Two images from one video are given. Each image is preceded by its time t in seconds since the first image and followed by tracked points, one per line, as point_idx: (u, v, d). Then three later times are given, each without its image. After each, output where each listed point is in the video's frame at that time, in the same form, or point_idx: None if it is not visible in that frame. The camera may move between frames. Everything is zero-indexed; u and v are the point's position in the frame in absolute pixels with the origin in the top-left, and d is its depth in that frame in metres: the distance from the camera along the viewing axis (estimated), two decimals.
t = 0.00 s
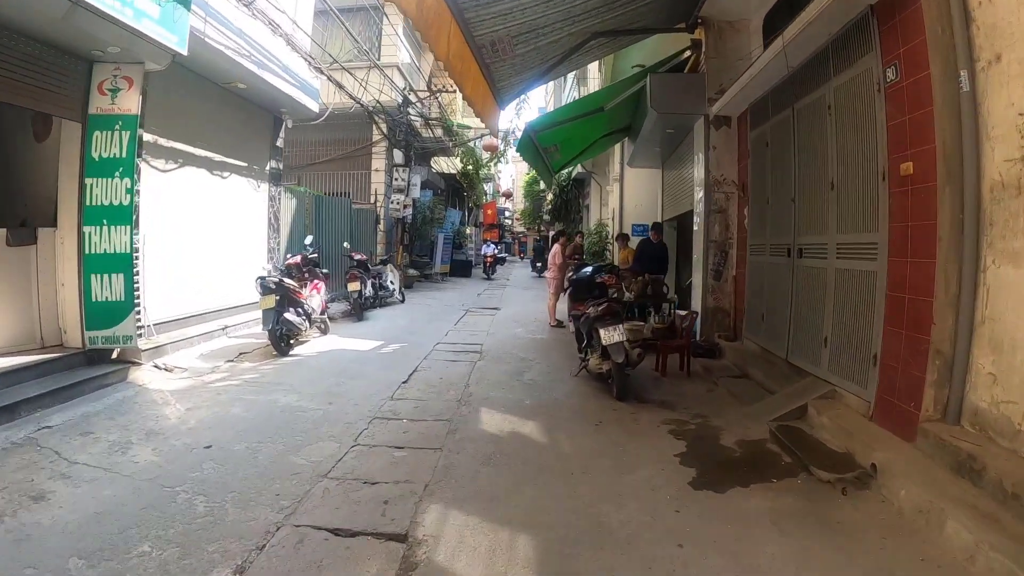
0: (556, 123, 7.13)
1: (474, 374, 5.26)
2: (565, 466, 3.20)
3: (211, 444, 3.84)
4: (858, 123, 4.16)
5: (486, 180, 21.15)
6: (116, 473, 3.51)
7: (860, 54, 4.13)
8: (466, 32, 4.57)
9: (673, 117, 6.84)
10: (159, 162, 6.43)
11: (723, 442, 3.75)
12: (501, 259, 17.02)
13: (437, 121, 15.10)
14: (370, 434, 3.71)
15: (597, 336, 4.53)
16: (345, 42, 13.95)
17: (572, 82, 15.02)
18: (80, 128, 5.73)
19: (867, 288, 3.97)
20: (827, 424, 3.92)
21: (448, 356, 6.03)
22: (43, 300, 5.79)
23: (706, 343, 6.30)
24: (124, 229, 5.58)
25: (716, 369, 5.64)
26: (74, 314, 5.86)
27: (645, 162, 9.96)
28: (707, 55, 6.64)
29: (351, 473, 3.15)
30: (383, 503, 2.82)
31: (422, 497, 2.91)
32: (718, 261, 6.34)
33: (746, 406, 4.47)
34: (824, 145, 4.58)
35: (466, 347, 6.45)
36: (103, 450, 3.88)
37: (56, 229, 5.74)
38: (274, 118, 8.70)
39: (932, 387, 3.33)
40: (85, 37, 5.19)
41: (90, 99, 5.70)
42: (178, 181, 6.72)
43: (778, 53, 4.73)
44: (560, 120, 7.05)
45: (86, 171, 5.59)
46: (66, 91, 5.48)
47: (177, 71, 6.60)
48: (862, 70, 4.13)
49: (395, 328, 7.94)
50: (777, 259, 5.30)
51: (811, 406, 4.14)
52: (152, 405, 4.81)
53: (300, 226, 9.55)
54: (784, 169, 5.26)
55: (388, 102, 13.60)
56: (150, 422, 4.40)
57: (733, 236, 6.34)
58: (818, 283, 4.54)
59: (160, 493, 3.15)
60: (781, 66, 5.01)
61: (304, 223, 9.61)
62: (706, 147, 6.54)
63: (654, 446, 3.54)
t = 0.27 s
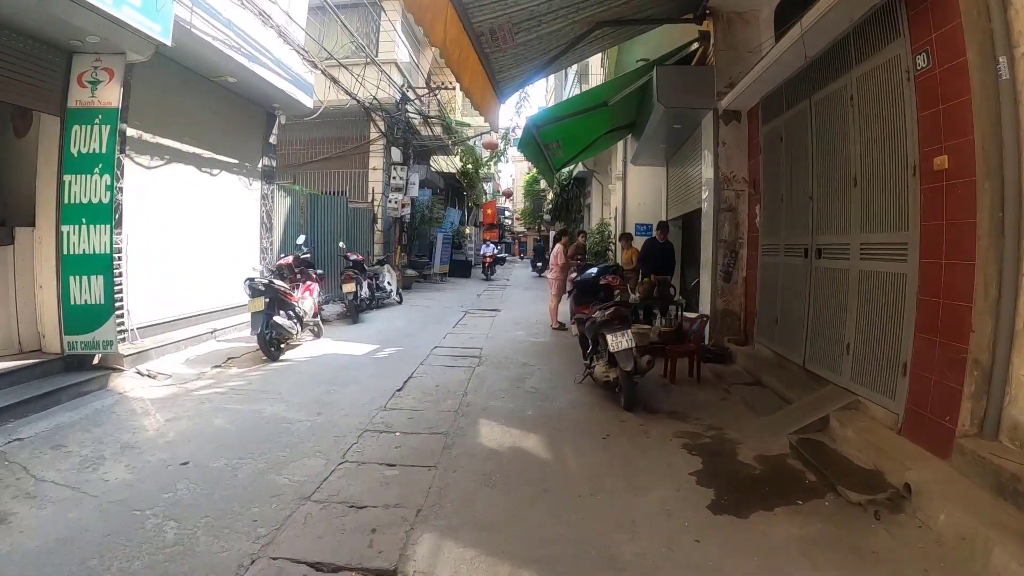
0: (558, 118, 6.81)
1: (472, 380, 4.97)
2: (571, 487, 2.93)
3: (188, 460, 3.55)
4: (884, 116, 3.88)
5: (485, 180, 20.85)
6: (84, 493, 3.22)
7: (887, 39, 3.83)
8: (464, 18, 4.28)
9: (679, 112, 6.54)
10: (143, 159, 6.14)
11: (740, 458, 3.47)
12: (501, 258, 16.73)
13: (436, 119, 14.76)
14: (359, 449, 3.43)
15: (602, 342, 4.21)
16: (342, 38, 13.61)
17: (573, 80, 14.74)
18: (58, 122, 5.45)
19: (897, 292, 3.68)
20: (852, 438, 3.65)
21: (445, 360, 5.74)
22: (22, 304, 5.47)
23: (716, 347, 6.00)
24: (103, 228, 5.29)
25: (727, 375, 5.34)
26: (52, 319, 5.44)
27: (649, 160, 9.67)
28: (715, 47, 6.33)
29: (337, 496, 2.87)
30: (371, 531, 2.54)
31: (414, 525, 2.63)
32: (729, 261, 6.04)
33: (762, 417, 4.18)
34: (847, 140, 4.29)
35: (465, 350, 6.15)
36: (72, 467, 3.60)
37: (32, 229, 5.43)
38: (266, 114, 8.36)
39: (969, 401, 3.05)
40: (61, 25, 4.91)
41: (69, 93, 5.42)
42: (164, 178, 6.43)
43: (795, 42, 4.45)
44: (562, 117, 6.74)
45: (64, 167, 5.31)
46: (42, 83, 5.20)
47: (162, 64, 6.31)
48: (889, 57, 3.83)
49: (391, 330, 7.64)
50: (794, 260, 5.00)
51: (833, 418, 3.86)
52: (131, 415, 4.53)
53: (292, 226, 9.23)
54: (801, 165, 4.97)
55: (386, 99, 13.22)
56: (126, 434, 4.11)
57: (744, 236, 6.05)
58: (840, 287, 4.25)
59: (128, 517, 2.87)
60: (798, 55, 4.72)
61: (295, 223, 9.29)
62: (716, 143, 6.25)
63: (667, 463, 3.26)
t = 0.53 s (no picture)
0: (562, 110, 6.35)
1: (469, 391, 4.55)
2: (584, 527, 2.51)
3: (147, 488, 3.13)
4: (929, 101, 3.46)
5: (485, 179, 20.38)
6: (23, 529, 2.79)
7: (932, 15, 3.40)
8: None
9: (691, 103, 6.08)
10: (118, 152, 5.72)
11: (772, 486, 3.06)
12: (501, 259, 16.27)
13: (435, 115, 14.28)
14: (339, 477, 3.01)
15: (613, 353, 3.76)
16: (337, 31, 13.14)
17: (575, 75, 14.31)
18: (22, 112, 5.04)
19: (948, 299, 3.26)
20: (896, 462, 3.23)
21: (440, 367, 5.31)
22: None
23: (732, 354, 5.57)
24: (68, 227, 4.85)
25: (746, 386, 4.92)
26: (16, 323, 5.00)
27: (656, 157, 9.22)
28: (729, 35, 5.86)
29: (311, 538, 2.45)
30: None
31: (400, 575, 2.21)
32: (745, 262, 5.62)
33: (790, 436, 3.76)
34: (885, 129, 3.87)
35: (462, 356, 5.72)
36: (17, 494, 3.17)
37: None
38: (254, 108, 7.91)
39: None
40: (19, 4, 4.47)
41: (34, 80, 5.00)
42: (141, 173, 6.00)
43: (825, 22, 4.03)
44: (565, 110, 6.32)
45: (28, 161, 4.90)
46: (3, 69, 4.79)
47: (137, 50, 5.87)
48: (935, 36, 3.39)
49: (384, 334, 7.21)
50: (821, 261, 4.58)
51: (872, 438, 3.44)
52: (94, 432, 4.10)
53: (281, 226, 8.77)
54: (829, 158, 4.54)
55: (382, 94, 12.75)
56: (84, 455, 3.69)
57: (762, 235, 5.62)
58: (879, 291, 3.83)
59: (66, 562, 2.45)
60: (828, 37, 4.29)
61: (284, 222, 8.82)
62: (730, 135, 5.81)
63: (691, 494, 2.84)
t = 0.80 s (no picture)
0: (565, 104, 6.04)
1: (467, 400, 4.28)
2: (593, 560, 2.24)
3: (115, 511, 2.86)
4: (965, 90, 3.19)
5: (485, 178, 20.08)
6: None
7: None
8: None
9: (699, 96, 5.78)
10: (99, 148, 5.44)
11: (797, 510, 2.79)
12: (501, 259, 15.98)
13: (434, 113, 13.98)
14: (323, 501, 2.75)
15: (621, 361, 3.48)
16: (333, 26, 12.83)
17: (576, 72, 14.02)
18: None
19: (988, 304, 2.99)
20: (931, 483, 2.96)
21: (437, 373, 5.04)
22: None
23: (743, 359, 5.29)
24: (43, 226, 4.57)
25: (760, 394, 4.65)
26: None
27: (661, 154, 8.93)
28: (740, 24, 5.55)
29: (287, 574, 2.19)
30: None
31: None
32: (757, 263, 5.34)
33: (811, 452, 3.49)
34: (914, 121, 3.60)
35: (460, 361, 5.45)
36: None
37: None
38: (246, 104, 7.63)
39: None
40: None
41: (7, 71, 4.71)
42: (125, 170, 5.72)
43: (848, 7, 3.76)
44: (569, 104, 6.04)
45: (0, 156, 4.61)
46: None
47: (119, 39, 5.58)
48: (971, 19, 3.11)
49: (379, 336, 6.93)
50: (841, 262, 4.31)
51: (904, 455, 3.17)
52: (66, 445, 3.83)
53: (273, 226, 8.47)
54: (850, 153, 4.27)
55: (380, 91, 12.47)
56: (52, 472, 3.42)
57: (775, 235, 5.34)
58: (908, 295, 3.56)
59: None
60: (851, 23, 4.00)
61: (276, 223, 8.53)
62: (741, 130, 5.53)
63: (711, 521, 2.58)
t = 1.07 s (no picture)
0: (567, 98, 5.73)
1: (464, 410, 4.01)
2: None
3: (74, 539, 2.59)
4: (1005, 78, 2.92)
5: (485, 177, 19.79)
6: None
7: None
8: None
9: (708, 90, 5.50)
10: (78, 144, 5.15)
11: (826, 538, 2.53)
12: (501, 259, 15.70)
13: (433, 111, 13.69)
14: (303, 529, 2.48)
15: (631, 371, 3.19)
16: (329, 22, 12.53)
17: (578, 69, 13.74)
18: None
19: None
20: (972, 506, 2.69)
21: (434, 379, 4.76)
22: None
23: (756, 365, 5.02)
24: (14, 225, 4.27)
25: (775, 404, 4.37)
26: None
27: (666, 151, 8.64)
28: (752, 13, 5.27)
29: None
30: None
31: None
32: (770, 264, 5.07)
33: (836, 470, 3.23)
34: (948, 112, 3.32)
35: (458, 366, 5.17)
36: None
37: None
38: (237, 99, 7.32)
39: None
40: None
41: None
42: (106, 167, 5.45)
43: None
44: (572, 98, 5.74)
45: None
46: None
47: (99, 28, 5.29)
48: None
49: (373, 339, 6.65)
50: (863, 264, 4.05)
51: (939, 475, 2.91)
52: (33, 461, 3.56)
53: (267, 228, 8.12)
54: (874, 148, 4.02)
55: (377, 88, 12.09)
56: (13, 492, 3.14)
57: (788, 234, 5.07)
58: (941, 301, 3.30)
59: None
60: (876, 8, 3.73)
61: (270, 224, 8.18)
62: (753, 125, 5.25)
63: (733, 554, 2.31)
